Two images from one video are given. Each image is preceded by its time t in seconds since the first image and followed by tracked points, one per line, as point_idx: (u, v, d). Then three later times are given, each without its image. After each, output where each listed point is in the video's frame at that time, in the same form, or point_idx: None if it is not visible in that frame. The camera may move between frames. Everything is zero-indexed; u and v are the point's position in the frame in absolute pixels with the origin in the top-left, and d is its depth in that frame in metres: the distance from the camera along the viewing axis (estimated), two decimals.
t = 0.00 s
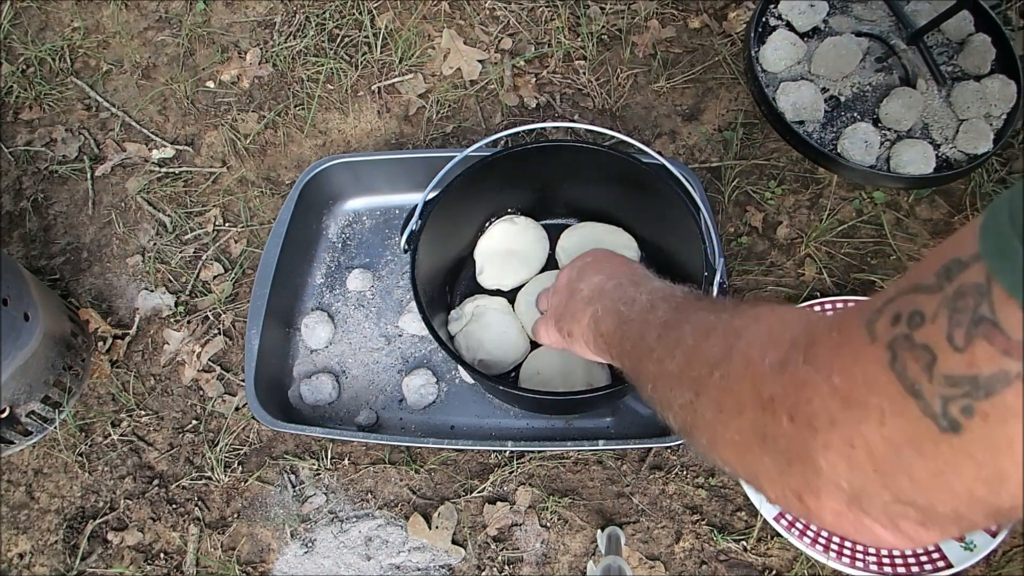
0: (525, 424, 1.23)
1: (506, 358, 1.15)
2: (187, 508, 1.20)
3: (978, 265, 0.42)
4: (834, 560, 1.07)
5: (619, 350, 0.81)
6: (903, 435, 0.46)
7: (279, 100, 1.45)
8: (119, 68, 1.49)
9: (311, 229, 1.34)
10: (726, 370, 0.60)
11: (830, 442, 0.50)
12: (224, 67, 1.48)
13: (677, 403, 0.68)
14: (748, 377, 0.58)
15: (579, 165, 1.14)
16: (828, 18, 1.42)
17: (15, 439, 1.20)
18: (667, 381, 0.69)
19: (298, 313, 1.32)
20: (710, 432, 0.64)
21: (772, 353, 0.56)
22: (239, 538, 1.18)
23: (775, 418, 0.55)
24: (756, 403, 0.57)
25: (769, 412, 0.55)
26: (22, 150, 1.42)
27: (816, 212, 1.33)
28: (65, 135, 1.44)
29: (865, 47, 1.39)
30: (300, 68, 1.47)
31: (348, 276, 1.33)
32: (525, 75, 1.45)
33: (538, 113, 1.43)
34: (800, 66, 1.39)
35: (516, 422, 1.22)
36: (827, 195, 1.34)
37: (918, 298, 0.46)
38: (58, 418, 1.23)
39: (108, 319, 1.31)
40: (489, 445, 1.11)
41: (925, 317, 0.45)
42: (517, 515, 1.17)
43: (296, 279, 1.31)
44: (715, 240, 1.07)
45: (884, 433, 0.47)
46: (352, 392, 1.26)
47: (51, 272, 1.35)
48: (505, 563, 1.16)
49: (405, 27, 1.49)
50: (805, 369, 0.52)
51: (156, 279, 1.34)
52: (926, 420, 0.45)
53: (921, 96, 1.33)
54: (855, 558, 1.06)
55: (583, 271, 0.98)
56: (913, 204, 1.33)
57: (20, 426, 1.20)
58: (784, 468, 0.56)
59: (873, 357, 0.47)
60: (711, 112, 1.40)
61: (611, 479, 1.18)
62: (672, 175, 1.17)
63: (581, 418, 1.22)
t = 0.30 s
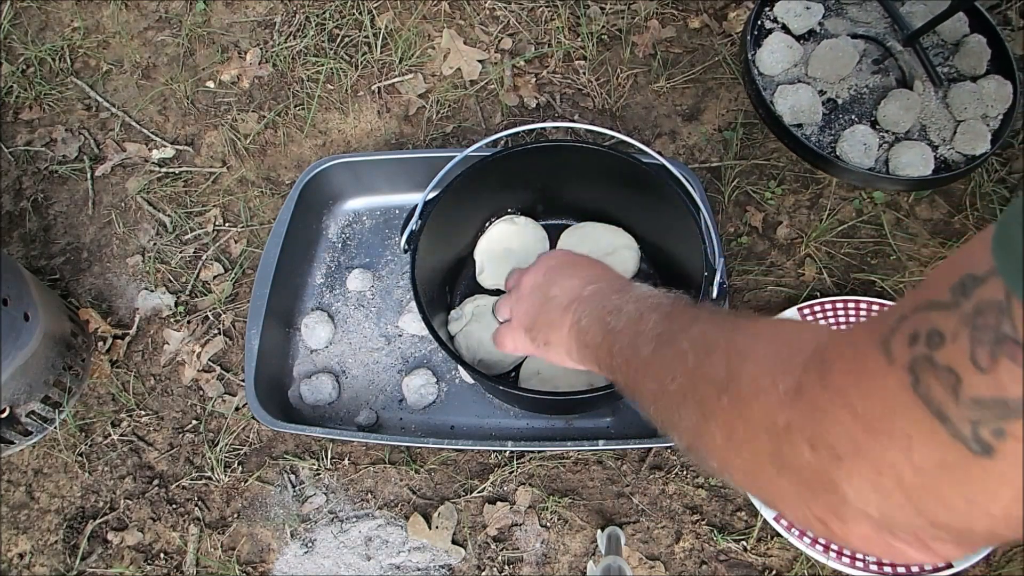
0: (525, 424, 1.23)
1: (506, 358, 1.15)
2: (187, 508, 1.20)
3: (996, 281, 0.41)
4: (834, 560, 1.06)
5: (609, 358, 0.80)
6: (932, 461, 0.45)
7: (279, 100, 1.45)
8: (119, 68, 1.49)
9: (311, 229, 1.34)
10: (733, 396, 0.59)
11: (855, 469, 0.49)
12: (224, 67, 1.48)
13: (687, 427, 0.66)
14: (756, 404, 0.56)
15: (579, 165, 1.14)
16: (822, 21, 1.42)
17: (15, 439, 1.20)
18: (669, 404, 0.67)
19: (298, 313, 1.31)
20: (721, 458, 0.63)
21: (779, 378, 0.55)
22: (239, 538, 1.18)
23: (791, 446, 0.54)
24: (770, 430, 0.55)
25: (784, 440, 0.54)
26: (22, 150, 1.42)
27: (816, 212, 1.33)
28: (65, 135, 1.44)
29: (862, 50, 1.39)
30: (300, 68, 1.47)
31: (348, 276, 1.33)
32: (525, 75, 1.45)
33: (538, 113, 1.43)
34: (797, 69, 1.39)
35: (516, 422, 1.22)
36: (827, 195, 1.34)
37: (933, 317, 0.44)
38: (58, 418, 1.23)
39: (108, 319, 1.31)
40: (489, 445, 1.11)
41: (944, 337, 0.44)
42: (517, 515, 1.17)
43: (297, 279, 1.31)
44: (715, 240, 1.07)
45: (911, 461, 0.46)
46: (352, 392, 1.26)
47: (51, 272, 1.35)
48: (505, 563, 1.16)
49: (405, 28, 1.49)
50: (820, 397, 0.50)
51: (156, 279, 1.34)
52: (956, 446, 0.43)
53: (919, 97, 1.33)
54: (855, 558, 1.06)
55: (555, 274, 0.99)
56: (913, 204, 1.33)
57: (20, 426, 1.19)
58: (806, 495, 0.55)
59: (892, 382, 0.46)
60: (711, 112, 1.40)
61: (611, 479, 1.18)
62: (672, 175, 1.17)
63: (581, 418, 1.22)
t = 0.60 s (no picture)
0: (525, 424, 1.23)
1: (506, 358, 1.15)
2: (187, 508, 1.20)
3: (998, 280, 0.40)
4: (834, 560, 1.07)
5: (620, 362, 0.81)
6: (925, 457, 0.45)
7: (279, 100, 1.45)
8: (119, 68, 1.49)
9: (311, 230, 1.34)
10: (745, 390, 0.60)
11: (850, 460, 0.50)
12: (224, 67, 1.48)
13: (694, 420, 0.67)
14: (765, 398, 0.57)
15: (579, 165, 1.14)
16: (822, 21, 1.42)
17: (15, 439, 1.20)
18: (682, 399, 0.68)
19: (298, 313, 1.31)
20: (726, 451, 0.63)
21: (789, 372, 0.56)
22: (240, 538, 1.18)
23: (793, 438, 0.54)
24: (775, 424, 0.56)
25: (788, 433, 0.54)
26: (22, 150, 1.42)
27: (816, 212, 1.33)
28: (65, 135, 1.44)
29: (861, 51, 1.38)
30: (300, 68, 1.47)
31: (348, 276, 1.33)
32: (524, 75, 1.45)
33: (538, 113, 1.43)
34: (796, 68, 1.38)
35: (516, 422, 1.22)
36: (827, 195, 1.34)
37: (935, 315, 0.44)
38: (58, 418, 1.23)
39: (108, 319, 1.31)
40: (489, 445, 1.11)
41: (946, 334, 0.43)
42: (517, 515, 1.17)
43: (296, 279, 1.31)
44: (715, 240, 1.07)
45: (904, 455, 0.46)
46: (352, 392, 1.26)
47: (51, 272, 1.35)
48: (505, 563, 1.16)
49: (405, 28, 1.49)
50: (818, 394, 0.51)
51: (156, 279, 1.34)
52: (949, 441, 0.43)
53: (917, 98, 1.33)
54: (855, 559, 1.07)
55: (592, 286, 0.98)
56: (913, 204, 1.33)
57: (20, 427, 1.20)
58: (805, 489, 0.55)
59: (892, 376, 0.46)
60: (711, 112, 1.40)
61: (611, 479, 1.18)
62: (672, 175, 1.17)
63: (581, 418, 1.22)
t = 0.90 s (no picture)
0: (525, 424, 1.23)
1: (507, 358, 1.15)
2: (187, 508, 1.20)
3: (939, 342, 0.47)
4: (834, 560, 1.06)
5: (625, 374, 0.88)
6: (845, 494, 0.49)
7: (279, 100, 1.46)
8: (119, 68, 1.50)
9: (311, 229, 1.34)
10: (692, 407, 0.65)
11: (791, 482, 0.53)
12: (224, 67, 1.49)
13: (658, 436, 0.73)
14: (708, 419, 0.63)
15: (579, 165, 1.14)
16: (826, 20, 1.42)
17: (16, 439, 1.20)
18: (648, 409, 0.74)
19: (298, 313, 1.32)
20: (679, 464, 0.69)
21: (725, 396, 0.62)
22: (239, 538, 1.18)
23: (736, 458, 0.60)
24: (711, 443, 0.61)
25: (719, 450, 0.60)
26: (22, 150, 1.42)
27: (816, 212, 1.33)
28: (65, 135, 1.44)
29: (865, 50, 1.38)
30: (300, 68, 1.48)
31: (348, 276, 1.33)
32: (524, 75, 1.45)
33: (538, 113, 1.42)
34: (800, 68, 1.39)
35: (516, 422, 1.22)
36: (827, 195, 1.34)
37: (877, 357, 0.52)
38: (58, 418, 1.24)
39: (108, 319, 1.31)
40: (489, 445, 1.11)
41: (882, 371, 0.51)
42: (517, 515, 1.17)
43: (296, 279, 1.31)
44: (716, 240, 1.07)
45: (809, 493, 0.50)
46: (352, 392, 1.26)
47: (51, 272, 1.35)
48: (505, 563, 1.15)
49: (405, 28, 1.50)
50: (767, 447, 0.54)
51: (156, 279, 1.34)
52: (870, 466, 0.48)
53: (922, 97, 1.33)
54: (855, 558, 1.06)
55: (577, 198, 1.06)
56: (913, 204, 1.33)
57: (20, 426, 1.20)
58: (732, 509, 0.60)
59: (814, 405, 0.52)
60: (711, 112, 1.40)
61: (611, 479, 1.18)
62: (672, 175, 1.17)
63: (581, 418, 1.22)
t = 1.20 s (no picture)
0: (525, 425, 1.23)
1: (506, 358, 1.14)
2: (187, 508, 1.20)
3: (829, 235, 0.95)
4: (834, 560, 1.05)
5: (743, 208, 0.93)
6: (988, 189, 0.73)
7: (279, 100, 1.46)
8: (119, 68, 1.50)
9: (311, 229, 1.34)
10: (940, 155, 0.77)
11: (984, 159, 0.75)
12: (224, 67, 1.49)
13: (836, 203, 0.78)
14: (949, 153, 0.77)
15: (578, 165, 1.14)
16: (810, 16, 1.43)
17: (16, 439, 1.20)
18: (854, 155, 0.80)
19: (298, 313, 1.32)
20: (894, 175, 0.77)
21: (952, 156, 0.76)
22: (239, 538, 1.18)
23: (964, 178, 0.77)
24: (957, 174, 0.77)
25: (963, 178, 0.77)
26: (22, 150, 1.42)
27: (816, 212, 1.33)
28: (65, 135, 1.44)
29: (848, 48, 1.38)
30: (300, 68, 1.48)
31: (348, 276, 1.33)
32: (524, 75, 1.45)
33: (538, 113, 1.42)
34: (783, 66, 1.38)
35: (516, 422, 1.22)
36: (827, 196, 1.34)
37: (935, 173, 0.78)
38: (58, 418, 1.24)
39: (108, 319, 1.31)
40: (489, 445, 1.11)
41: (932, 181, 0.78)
42: (517, 515, 1.17)
43: (296, 279, 1.31)
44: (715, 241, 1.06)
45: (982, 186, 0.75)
46: (352, 392, 1.26)
47: (51, 272, 1.35)
48: (505, 563, 1.15)
49: (405, 28, 1.50)
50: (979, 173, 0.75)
51: (156, 279, 1.34)
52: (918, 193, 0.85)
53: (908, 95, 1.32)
54: (855, 558, 1.05)
55: None
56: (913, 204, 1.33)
57: (20, 426, 1.20)
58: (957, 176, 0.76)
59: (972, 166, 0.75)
60: (712, 112, 1.40)
61: (611, 479, 1.18)
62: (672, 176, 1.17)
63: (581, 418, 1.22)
